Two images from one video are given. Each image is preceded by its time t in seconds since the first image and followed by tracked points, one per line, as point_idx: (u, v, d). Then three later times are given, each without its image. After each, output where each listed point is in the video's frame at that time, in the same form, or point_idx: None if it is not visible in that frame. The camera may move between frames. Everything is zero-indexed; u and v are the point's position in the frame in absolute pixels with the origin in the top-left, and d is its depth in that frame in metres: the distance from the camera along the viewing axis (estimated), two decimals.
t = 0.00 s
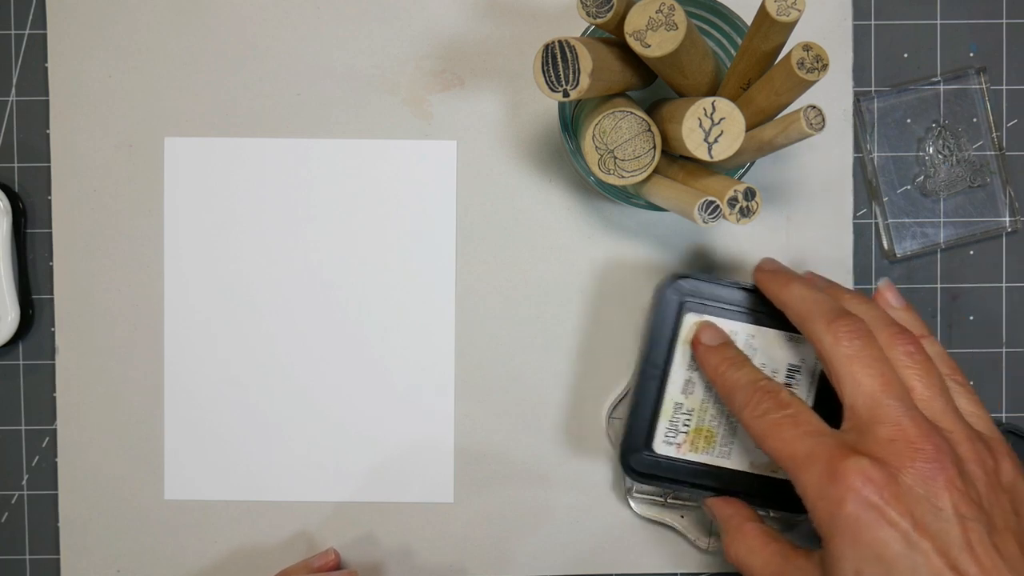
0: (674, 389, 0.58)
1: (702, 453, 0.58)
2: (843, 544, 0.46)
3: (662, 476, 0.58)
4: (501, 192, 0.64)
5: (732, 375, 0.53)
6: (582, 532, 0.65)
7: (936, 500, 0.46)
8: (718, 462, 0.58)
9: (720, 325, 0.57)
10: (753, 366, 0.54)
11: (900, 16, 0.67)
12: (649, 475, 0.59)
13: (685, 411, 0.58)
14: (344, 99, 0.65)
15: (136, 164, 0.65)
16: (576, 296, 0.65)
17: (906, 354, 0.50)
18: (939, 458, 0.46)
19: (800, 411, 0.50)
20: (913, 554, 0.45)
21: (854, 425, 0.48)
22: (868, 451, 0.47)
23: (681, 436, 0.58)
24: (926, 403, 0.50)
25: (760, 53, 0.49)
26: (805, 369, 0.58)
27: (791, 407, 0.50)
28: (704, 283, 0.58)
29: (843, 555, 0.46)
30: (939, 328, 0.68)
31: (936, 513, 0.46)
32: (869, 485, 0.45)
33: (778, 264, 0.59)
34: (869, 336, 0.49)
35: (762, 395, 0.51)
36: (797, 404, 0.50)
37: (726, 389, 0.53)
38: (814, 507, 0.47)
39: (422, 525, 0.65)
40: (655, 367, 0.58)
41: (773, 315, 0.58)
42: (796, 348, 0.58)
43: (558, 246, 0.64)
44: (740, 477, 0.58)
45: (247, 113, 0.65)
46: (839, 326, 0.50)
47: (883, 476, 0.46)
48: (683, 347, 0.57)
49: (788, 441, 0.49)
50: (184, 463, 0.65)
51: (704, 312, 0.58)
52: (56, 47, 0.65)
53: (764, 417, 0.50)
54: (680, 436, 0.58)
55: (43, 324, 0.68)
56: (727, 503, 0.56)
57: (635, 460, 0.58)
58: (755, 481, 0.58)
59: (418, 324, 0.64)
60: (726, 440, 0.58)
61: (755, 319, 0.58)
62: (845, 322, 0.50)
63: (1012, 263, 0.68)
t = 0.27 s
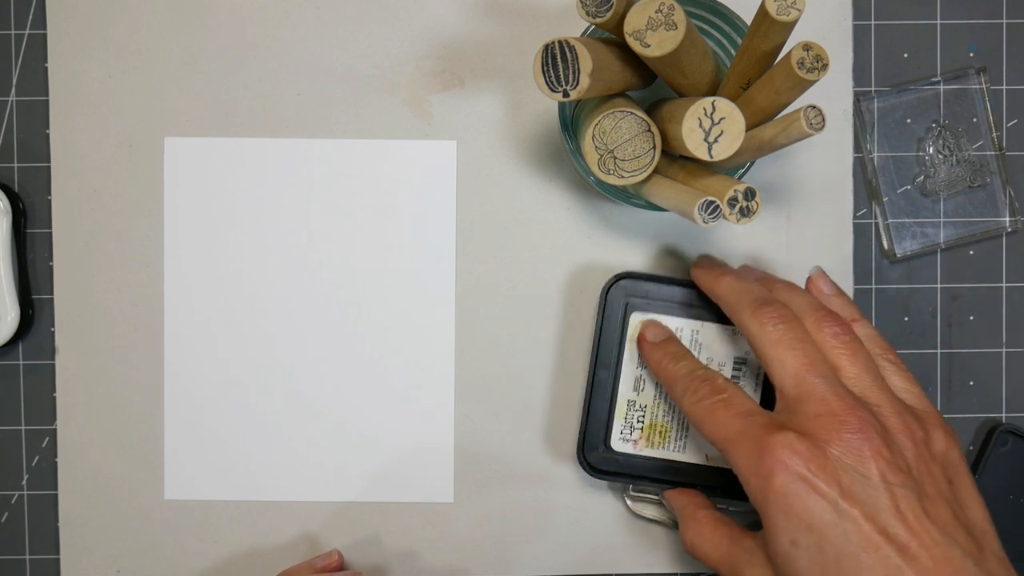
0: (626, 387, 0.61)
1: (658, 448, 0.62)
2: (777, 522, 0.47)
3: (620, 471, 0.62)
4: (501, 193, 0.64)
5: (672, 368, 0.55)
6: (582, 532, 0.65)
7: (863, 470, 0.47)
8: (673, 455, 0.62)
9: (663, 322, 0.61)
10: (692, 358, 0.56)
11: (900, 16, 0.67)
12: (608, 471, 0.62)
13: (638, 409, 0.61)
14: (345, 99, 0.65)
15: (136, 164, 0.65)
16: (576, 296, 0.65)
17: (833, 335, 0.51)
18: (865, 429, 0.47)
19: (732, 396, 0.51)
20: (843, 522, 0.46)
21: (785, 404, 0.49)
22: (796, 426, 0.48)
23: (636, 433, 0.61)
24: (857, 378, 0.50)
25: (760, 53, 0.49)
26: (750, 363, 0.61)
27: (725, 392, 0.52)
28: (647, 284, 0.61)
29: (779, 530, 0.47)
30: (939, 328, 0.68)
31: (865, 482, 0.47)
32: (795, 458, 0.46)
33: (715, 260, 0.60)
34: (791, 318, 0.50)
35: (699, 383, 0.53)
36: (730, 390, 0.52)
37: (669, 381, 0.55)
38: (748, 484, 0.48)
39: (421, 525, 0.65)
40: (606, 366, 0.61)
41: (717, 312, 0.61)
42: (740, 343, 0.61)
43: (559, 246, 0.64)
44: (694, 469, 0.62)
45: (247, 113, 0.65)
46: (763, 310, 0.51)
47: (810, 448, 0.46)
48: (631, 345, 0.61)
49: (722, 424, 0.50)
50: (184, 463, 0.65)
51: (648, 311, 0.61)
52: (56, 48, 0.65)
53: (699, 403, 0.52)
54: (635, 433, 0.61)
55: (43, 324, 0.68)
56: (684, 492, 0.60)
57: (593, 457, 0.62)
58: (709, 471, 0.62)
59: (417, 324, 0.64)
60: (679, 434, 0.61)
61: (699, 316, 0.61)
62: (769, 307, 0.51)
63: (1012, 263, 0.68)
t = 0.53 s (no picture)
0: (620, 417, 0.62)
1: (653, 476, 0.62)
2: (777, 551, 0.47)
3: (616, 501, 0.62)
4: (501, 193, 0.64)
5: (667, 399, 0.55)
6: (582, 533, 0.65)
7: (862, 499, 0.46)
8: (669, 483, 0.62)
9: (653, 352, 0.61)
10: (685, 388, 0.55)
11: (900, 16, 0.67)
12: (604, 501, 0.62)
13: (632, 438, 0.62)
14: (345, 99, 0.65)
15: (136, 164, 0.65)
16: (576, 297, 0.65)
17: (827, 364, 0.51)
18: (862, 457, 0.47)
19: (727, 425, 0.51)
20: (844, 550, 0.45)
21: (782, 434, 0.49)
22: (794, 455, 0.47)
23: (632, 461, 0.62)
24: (852, 406, 0.50)
25: (760, 53, 0.49)
26: (742, 391, 0.61)
27: (721, 422, 0.51)
28: (636, 316, 0.62)
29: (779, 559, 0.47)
30: (939, 328, 0.68)
31: (864, 510, 0.46)
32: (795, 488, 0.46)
33: (700, 290, 0.60)
34: (785, 349, 0.50)
35: (694, 414, 0.53)
36: (726, 418, 0.51)
37: (664, 412, 0.55)
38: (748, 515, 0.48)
39: (421, 525, 0.65)
40: (598, 397, 0.62)
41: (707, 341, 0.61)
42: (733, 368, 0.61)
43: (559, 246, 0.64)
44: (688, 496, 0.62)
45: (247, 113, 0.65)
46: (756, 340, 0.51)
47: (809, 477, 0.46)
48: (623, 378, 0.61)
49: (720, 455, 0.50)
50: (184, 463, 0.65)
51: (639, 341, 0.61)
52: (56, 47, 0.65)
53: (696, 434, 0.52)
54: (630, 461, 0.62)
55: (43, 324, 0.68)
56: (681, 520, 0.59)
57: (589, 487, 0.62)
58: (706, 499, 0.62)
59: (417, 323, 0.64)
60: (674, 462, 0.62)
61: (690, 346, 0.61)
62: (762, 336, 0.51)
63: (1012, 263, 0.68)
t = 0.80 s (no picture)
0: (608, 476, 0.62)
1: (645, 534, 0.62)
2: None
3: (607, 558, 0.62)
4: (501, 193, 0.64)
5: (650, 463, 0.55)
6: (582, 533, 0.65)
7: None
8: (661, 541, 0.62)
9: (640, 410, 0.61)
10: (668, 451, 0.55)
11: (900, 16, 0.67)
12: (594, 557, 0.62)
13: (623, 497, 0.62)
14: (344, 99, 0.65)
15: (136, 164, 0.65)
16: (575, 297, 0.65)
17: (809, 433, 0.50)
18: (838, 533, 0.46)
19: (706, 494, 0.50)
20: None
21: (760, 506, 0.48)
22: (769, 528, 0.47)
23: (622, 520, 0.62)
24: (833, 475, 0.49)
25: (760, 52, 0.49)
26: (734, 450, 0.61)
27: (701, 491, 0.51)
28: (625, 374, 0.61)
29: None
30: (939, 328, 0.68)
31: None
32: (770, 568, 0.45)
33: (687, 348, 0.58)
34: (764, 417, 0.49)
35: (676, 481, 0.52)
36: (707, 488, 0.51)
37: (648, 477, 0.55)
38: None
39: (421, 526, 0.65)
40: (587, 455, 0.62)
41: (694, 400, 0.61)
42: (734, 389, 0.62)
43: (558, 247, 0.64)
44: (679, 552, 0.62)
45: (247, 113, 0.65)
46: (737, 408, 0.50)
47: (784, 554, 0.45)
48: (612, 438, 0.61)
49: (699, 526, 0.49)
50: (184, 463, 0.65)
51: (628, 401, 0.61)
52: (56, 48, 0.65)
53: (676, 502, 0.51)
54: (621, 521, 0.62)
55: (43, 324, 0.68)
56: None
57: (580, 545, 0.62)
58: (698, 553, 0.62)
59: (416, 323, 0.64)
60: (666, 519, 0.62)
61: (678, 404, 0.61)
62: (742, 404, 0.50)
63: (1012, 263, 0.68)
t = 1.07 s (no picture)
0: (608, 519, 0.59)
1: None
2: None
3: None
4: (501, 193, 0.64)
5: (662, 515, 0.52)
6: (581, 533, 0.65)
7: None
8: None
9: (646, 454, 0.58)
10: (679, 503, 0.52)
11: (900, 15, 0.67)
12: None
13: (620, 541, 0.59)
14: (345, 99, 0.65)
15: (136, 164, 0.65)
16: (575, 297, 0.65)
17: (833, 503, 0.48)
18: None
19: (727, 556, 0.47)
20: None
21: None
22: None
23: (620, 563, 0.60)
24: (854, 541, 0.47)
25: (760, 52, 0.49)
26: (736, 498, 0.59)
27: (720, 552, 0.47)
28: (629, 415, 0.58)
29: None
30: (939, 328, 0.68)
31: None
32: None
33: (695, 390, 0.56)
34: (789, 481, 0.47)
35: (692, 540, 0.49)
36: (726, 550, 0.47)
37: (659, 530, 0.51)
38: None
39: (421, 526, 0.65)
40: (586, 496, 0.59)
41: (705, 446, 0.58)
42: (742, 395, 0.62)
43: (558, 247, 0.64)
44: None
45: (247, 113, 0.65)
46: (762, 467, 0.47)
47: None
48: (614, 482, 0.58)
49: None
50: (184, 463, 0.65)
51: (631, 444, 0.58)
52: (56, 48, 0.65)
53: (694, 563, 0.48)
54: (618, 564, 0.60)
55: (44, 324, 0.68)
56: None
57: None
58: None
59: (416, 322, 0.64)
60: (663, 565, 0.59)
61: (682, 450, 0.58)
62: (766, 464, 0.47)
63: (1012, 263, 0.68)
